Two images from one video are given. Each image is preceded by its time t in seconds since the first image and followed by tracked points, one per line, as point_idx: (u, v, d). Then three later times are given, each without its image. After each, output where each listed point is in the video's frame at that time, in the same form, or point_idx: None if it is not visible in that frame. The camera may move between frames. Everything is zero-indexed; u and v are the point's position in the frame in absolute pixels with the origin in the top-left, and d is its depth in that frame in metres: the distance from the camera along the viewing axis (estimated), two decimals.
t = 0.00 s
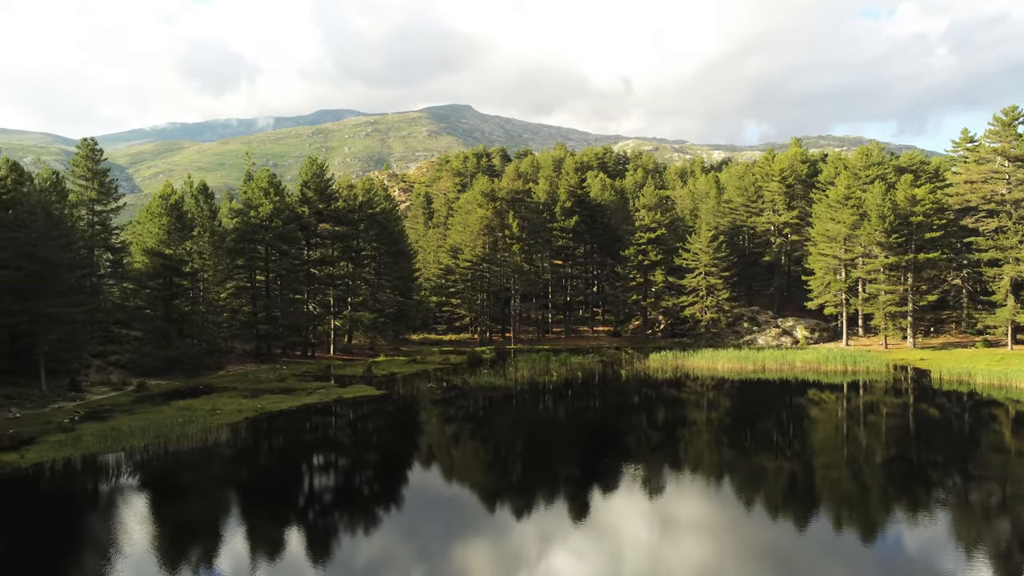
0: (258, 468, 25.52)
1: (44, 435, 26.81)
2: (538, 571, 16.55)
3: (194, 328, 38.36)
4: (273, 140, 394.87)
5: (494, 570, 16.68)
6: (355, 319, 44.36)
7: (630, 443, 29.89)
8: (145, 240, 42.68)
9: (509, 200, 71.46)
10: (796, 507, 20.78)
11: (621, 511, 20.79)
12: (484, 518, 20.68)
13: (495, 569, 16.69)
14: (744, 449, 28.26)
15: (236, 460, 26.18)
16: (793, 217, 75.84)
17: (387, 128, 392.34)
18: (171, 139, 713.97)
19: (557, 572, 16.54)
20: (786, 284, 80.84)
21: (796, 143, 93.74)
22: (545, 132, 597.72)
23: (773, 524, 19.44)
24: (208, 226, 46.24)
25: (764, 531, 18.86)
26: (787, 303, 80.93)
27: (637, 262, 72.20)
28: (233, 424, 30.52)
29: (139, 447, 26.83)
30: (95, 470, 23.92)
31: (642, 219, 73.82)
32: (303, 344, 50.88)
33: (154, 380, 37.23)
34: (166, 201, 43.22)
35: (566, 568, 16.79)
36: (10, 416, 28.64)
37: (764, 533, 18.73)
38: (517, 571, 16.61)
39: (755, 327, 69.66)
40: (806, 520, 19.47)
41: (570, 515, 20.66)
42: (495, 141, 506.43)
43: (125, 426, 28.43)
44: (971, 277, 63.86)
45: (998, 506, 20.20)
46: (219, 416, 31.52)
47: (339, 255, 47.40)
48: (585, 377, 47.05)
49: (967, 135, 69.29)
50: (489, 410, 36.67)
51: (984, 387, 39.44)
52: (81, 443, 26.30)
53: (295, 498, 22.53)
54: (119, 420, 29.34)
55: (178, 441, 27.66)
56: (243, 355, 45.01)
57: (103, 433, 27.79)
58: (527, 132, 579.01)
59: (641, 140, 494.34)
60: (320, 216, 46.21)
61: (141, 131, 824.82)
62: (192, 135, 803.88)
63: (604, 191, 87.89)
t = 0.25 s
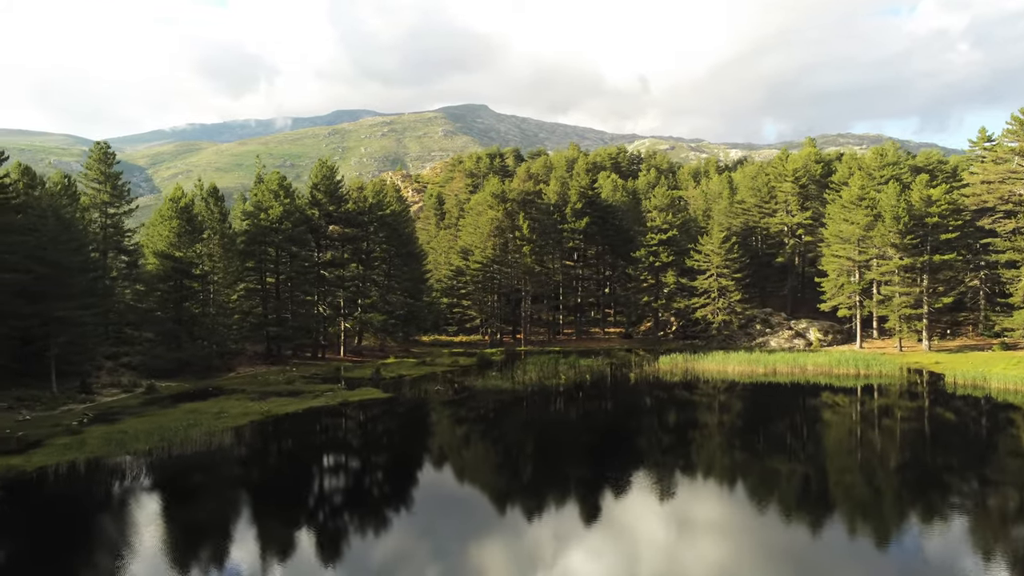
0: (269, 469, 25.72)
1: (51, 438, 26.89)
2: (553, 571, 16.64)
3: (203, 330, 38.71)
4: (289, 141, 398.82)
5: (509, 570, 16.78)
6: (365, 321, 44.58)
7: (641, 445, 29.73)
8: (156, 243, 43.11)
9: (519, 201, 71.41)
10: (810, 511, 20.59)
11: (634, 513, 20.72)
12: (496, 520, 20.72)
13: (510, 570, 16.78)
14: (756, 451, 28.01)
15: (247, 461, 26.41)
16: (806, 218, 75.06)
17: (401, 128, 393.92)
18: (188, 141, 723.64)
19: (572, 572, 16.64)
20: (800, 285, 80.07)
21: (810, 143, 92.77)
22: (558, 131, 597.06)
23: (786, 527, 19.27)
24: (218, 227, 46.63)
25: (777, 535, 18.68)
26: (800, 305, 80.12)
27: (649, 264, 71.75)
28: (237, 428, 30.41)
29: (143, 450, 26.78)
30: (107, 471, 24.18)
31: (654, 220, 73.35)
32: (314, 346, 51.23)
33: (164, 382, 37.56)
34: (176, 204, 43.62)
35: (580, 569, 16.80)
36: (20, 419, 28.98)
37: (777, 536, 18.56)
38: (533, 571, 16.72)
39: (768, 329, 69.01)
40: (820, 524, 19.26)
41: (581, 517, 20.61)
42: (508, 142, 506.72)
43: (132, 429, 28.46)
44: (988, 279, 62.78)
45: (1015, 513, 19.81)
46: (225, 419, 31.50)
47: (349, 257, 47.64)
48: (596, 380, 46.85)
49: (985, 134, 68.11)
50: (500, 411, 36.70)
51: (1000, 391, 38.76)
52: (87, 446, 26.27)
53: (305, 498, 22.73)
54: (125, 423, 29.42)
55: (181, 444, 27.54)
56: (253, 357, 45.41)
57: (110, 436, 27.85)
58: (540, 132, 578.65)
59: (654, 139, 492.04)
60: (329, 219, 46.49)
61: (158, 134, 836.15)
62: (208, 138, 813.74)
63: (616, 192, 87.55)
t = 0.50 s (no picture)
0: (282, 471, 25.92)
1: (59, 441, 27.03)
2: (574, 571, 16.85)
3: (214, 333, 39.07)
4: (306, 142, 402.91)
5: (530, 570, 16.96)
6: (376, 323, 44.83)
7: (654, 448, 29.55)
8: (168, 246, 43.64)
9: (531, 203, 71.33)
10: (825, 515, 20.37)
11: (651, 515, 20.70)
12: (508, 522, 20.74)
13: (530, 569, 16.96)
14: (770, 455, 27.73)
15: (259, 463, 26.65)
16: (822, 219, 74.18)
17: (415, 129, 395.66)
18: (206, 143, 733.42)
19: (592, 572, 16.82)
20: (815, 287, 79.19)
21: (826, 142, 91.68)
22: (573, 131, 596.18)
23: (802, 532, 19.07)
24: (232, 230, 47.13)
25: (792, 540, 18.50)
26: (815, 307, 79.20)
27: (662, 265, 71.22)
28: (242, 432, 30.35)
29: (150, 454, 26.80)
30: (120, 472, 24.50)
31: (667, 222, 72.82)
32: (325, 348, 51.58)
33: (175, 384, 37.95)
34: (187, 208, 44.13)
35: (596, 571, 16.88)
36: (31, 421, 29.41)
37: (792, 541, 18.38)
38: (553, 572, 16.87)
39: (783, 331, 68.26)
40: (836, 529, 19.03)
41: (594, 519, 20.57)
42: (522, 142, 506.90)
43: (140, 433, 28.56)
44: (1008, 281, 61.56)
45: None
46: (232, 422, 31.61)
47: (360, 260, 47.91)
48: (607, 383, 46.68)
49: (1005, 134, 66.79)
50: (512, 414, 36.68)
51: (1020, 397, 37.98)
52: (93, 449, 26.23)
53: (317, 500, 22.87)
54: (133, 426, 29.59)
55: (186, 448, 27.51)
56: (265, 359, 45.84)
57: (117, 439, 27.93)
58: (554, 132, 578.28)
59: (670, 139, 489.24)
60: (340, 221, 46.78)
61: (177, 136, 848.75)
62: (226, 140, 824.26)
63: (629, 193, 87.15)
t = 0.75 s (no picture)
0: (293, 472, 26.13)
1: (67, 443, 27.40)
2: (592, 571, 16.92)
3: (225, 334, 39.49)
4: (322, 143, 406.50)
5: (547, 569, 17.04)
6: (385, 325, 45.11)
7: (665, 450, 29.40)
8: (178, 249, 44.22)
9: (541, 204, 71.35)
10: (839, 519, 20.19)
11: (663, 518, 20.62)
12: (519, 523, 20.76)
13: (547, 569, 17.02)
14: (782, 458, 27.49)
15: (269, 464, 26.86)
16: (835, 220, 73.48)
17: (431, 129, 397.03)
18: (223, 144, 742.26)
19: (610, 572, 16.91)
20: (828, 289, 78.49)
21: (841, 142, 90.75)
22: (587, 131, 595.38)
23: (815, 536, 18.92)
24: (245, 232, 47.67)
25: (805, 544, 18.34)
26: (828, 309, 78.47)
27: (672, 267, 70.72)
28: (246, 435, 30.47)
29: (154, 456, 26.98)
30: (131, 473, 24.80)
31: (678, 223, 72.38)
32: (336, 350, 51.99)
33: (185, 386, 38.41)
34: (197, 211, 44.71)
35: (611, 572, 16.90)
36: (40, 423, 29.87)
37: (805, 545, 18.24)
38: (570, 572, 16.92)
39: (795, 333, 67.66)
40: (850, 534, 18.84)
41: (606, 521, 20.55)
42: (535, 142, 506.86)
43: (146, 436, 28.86)
44: None
45: None
46: (238, 425, 31.90)
47: (370, 262, 48.23)
48: (617, 385, 46.54)
49: None
50: (522, 415, 36.66)
51: None
52: (98, 452, 26.45)
53: (327, 501, 23.02)
54: (139, 429, 29.97)
55: (189, 450, 27.68)
56: (275, 361, 46.31)
57: (123, 441, 28.27)
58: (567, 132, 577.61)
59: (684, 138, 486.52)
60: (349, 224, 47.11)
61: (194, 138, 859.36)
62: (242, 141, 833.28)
63: (640, 194, 86.87)
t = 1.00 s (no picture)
0: (305, 474, 26.29)
1: (74, 447, 27.78)
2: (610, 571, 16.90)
3: (235, 337, 39.84)
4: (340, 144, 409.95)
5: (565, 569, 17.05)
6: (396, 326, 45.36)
7: (677, 454, 29.18)
8: (190, 252, 44.70)
9: (553, 206, 71.24)
10: (855, 524, 19.96)
11: (674, 521, 20.48)
12: (530, 526, 20.73)
13: (565, 569, 17.05)
14: (796, 463, 27.15)
15: (280, 466, 27.06)
16: (850, 222, 72.54)
17: (448, 129, 398.14)
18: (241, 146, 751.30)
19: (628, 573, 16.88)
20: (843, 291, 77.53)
21: (857, 142, 89.64)
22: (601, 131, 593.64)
23: (831, 541, 18.72)
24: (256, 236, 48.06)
25: (819, 549, 18.14)
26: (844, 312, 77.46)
27: (685, 269, 70.07)
28: (251, 439, 30.58)
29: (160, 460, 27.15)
30: (143, 475, 25.08)
31: (692, 225, 71.63)
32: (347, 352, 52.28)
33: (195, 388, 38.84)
34: (209, 214, 45.17)
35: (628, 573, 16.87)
36: (51, 426, 30.35)
37: (820, 550, 18.05)
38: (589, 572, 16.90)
39: (810, 336, 66.90)
40: (865, 540, 18.58)
41: (619, 523, 20.47)
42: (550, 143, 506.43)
43: (153, 439, 29.18)
44: None
45: None
46: (245, 428, 32.17)
47: (381, 264, 48.53)
48: (628, 388, 46.30)
49: None
50: (532, 418, 36.56)
51: None
52: (102, 457, 26.67)
53: (338, 503, 23.13)
54: (147, 432, 30.39)
55: (195, 454, 27.84)
56: (286, 363, 46.69)
57: (130, 445, 28.59)
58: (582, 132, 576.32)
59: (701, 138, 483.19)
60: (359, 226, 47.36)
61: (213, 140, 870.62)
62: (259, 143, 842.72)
63: (653, 195, 86.40)
